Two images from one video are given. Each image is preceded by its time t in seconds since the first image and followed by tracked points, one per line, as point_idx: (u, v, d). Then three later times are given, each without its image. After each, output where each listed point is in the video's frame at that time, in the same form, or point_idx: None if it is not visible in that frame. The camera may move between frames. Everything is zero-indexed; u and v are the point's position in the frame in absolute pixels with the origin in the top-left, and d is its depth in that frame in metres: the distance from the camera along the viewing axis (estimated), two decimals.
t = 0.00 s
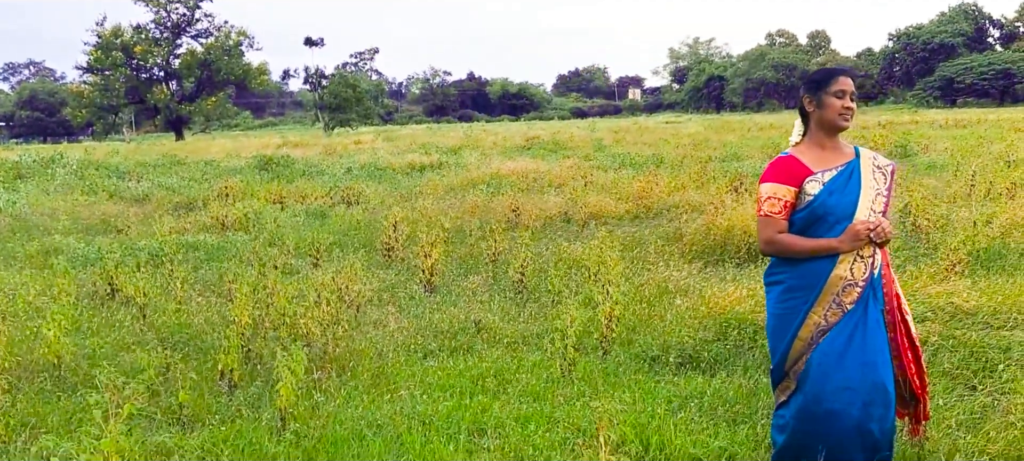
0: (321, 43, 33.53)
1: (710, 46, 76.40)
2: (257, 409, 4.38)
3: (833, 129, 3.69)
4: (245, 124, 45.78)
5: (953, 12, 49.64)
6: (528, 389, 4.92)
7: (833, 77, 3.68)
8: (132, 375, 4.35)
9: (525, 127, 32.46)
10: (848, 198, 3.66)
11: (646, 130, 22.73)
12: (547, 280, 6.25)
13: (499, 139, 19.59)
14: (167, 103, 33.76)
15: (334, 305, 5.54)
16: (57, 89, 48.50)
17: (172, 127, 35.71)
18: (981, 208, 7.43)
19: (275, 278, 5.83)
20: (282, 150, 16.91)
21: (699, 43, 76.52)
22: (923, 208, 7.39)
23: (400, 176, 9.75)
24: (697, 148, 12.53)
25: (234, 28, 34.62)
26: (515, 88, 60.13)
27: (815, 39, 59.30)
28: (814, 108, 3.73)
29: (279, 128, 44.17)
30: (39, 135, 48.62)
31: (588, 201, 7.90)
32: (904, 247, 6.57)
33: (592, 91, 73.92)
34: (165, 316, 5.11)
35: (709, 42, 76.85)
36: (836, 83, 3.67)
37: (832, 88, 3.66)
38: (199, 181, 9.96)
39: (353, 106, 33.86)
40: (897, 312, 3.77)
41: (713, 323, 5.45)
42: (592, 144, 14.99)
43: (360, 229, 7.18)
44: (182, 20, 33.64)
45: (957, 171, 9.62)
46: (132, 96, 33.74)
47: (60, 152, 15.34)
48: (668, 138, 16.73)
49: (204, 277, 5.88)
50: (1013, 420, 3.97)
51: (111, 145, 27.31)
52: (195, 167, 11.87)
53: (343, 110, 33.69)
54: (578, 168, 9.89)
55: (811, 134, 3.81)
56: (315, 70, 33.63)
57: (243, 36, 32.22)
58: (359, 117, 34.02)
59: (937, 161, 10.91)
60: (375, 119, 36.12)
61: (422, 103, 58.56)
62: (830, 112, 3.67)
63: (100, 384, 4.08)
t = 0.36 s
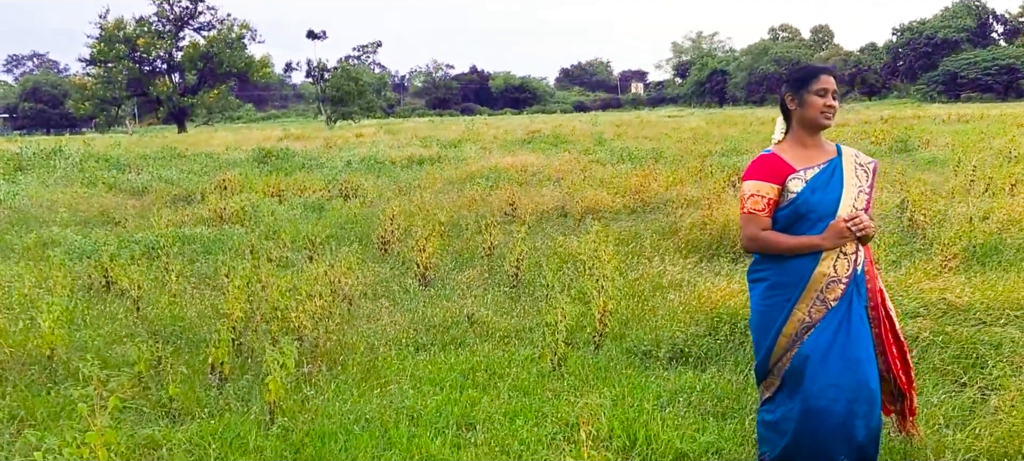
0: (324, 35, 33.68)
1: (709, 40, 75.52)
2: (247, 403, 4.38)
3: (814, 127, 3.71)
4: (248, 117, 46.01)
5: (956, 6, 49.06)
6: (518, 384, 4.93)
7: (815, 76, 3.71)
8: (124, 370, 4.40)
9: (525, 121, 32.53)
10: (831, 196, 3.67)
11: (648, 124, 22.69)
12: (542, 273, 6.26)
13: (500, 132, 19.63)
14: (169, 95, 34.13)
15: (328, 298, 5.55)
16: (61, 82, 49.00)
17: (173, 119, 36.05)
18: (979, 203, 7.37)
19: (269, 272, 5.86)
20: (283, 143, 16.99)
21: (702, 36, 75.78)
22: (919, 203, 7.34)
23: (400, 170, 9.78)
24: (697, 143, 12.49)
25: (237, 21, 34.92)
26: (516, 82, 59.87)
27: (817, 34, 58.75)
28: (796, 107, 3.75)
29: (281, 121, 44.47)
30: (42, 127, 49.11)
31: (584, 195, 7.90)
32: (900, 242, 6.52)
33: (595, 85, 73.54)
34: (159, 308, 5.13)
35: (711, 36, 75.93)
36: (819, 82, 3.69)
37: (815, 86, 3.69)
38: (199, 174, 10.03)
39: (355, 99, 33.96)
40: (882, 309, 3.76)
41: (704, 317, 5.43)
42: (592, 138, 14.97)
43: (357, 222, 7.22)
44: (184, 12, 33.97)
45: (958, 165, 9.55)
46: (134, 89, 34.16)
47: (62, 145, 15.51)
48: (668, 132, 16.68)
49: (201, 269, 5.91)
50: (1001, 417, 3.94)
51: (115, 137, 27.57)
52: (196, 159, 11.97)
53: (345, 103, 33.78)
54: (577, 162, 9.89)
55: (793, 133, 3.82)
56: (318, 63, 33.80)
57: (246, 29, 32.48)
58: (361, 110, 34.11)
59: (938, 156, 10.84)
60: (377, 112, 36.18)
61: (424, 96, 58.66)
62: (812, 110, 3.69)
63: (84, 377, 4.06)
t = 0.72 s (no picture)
0: (330, 32, 33.83)
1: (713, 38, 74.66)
2: (238, 401, 4.38)
3: (802, 127, 3.66)
4: (254, 114, 46.36)
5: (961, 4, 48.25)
6: (508, 383, 4.92)
7: (803, 76, 3.65)
8: (116, 369, 4.43)
9: (528, 118, 32.64)
10: (817, 196, 3.63)
11: (652, 121, 22.67)
12: (539, 271, 6.26)
13: (503, 129, 19.68)
14: (174, 93, 34.44)
15: (323, 297, 5.58)
16: (67, 79, 49.46)
17: (178, 117, 36.36)
18: (980, 202, 7.32)
19: (265, 270, 5.90)
20: (287, 140, 17.11)
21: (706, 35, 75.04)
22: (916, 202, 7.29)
23: (401, 168, 9.84)
24: (699, 141, 12.47)
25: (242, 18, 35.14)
26: (521, 79, 59.83)
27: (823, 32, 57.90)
28: (783, 107, 3.69)
29: (286, 117, 44.81)
30: (48, 123, 49.73)
31: (583, 193, 7.91)
32: (898, 241, 6.47)
33: (596, 83, 72.69)
34: (154, 305, 5.18)
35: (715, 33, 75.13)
36: (807, 82, 3.63)
37: (802, 87, 3.63)
38: (200, 171, 10.12)
39: (360, 97, 34.19)
40: (868, 311, 3.73)
41: (697, 316, 5.42)
42: (593, 136, 14.97)
43: (354, 219, 7.27)
44: (189, 10, 34.23)
45: (960, 164, 9.50)
46: (140, 86, 34.55)
47: (63, 142, 15.69)
48: (670, 129, 16.65)
49: (198, 267, 5.96)
50: (992, 418, 3.89)
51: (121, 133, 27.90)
52: (199, 157, 12.08)
53: (350, 100, 34.00)
54: (577, 160, 9.92)
55: (780, 133, 3.76)
56: (323, 60, 34.00)
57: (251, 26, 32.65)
58: (365, 107, 34.28)
59: (940, 155, 10.79)
60: (382, 109, 36.36)
61: (430, 93, 58.72)
62: (800, 111, 3.64)
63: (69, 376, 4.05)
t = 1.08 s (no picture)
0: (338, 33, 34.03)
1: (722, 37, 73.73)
2: (230, 405, 4.39)
3: (789, 130, 3.61)
4: (263, 115, 46.85)
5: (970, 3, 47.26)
6: (501, 386, 4.88)
7: (789, 79, 3.59)
8: (110, 373, 4.47)
9: (535, 119, 32.77)
10: (805, 199, 3.57)
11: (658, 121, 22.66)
12: (538, 273, 6.26)
13: (509, 130, 19.74)
14: (182, 95, 34.83)
15: (320, 300, 5.61)
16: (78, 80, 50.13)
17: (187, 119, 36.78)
18: (984, 204, 7.26)
19: (263, 272, 5.95)
20: (291, 141, 17.29)
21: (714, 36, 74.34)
22: (919, 204, 7.33)
23: (406, 170, 9.91)
24: (705, 142, 12.45)
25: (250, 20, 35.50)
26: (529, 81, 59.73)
27: (831, 32, 56.92)
28: (770, 110, 3.63)
29: (293, 119, 45.24)
30: (58, 124, 50.43)
31: (584, 195, 7.92)
32: (901, 245, 6.41)
33: (604, 83, 72.24)
34: (150, 307, 5.25)
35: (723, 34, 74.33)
36: (793, 85, 3.57)
37: (789, 90, 3.57)
38: (205, 173, 10.25)
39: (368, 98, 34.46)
40: (857, 314, 3.66)
41: (693, 319, 5.39)
42: (598, 137, 14.98)
43: (354, 222, 7.34)
44: (197, 12, 34.64)
45: (966, 166, 9.42)
46: (149, 87, 35.01)
47: (69, 143, 15.95)
48: (676, 130, 16.63)
49: (198, 269, 6.03)
50: (989, 424, 3.82)
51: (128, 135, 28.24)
52: (205, 159, 12.26)
53: (359, 101, 34.28)
54: (580, 163, 9.94)
55: (766, 135, 3.71)
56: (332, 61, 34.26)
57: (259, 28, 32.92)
58: (373, 108, 34.55)
59: (947, 157, 10.72)
60: (390, 111, 36.55)
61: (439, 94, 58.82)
62: (786, 114, 3.58)
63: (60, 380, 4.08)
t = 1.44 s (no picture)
0: (347, 36, 34.37)
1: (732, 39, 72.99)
2: (223, 412, 4.42)
3: (779, 134, 3.49)
4: (275, 119, 47.42)
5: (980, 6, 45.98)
6: (495, 393, 4.85)
7: (780, 82, 3.47)
8: (105, 380, 4.52)
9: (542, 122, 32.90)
10: (797, 203, 3.43)
11: (666, 124, 22.66)
12: (538, 277, 6.27)
13: (517, 134, 19.81)
14: (193, 99, 35.34)
15: (317, 305, 5.63)
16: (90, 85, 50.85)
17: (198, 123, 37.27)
18: (989, 210, 7.27)
19: (263, 278, 6.02)
20: (299, 146, 17.50)
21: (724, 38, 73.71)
22: (925, 208, 7.41)
23: (412, 175, 10.03)
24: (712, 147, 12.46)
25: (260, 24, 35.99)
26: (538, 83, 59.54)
27: (843, 35, 55.72)
28: (759, 113, 3.51)
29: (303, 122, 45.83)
30: (71, 129, 51.16)
31: (587, 200, 7.98)
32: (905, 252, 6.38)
33: (615, 87, 71.96)
34: (149, 313, 5.32)
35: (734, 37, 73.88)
36: (784, 88, 3.46)
37: (779, 93, 3.46)
38: (211, 179, 10.42)
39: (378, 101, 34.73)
40: (848, 319, 3.55)
41: (690, 325, 5.34)
42: (606, 141, 15.01)
43: (358, 226, 7.45)
44: (207, 16, 35.18)
45: (974, 171, 9.38)
46: (161, 91, 35.52)
47: (76, 148, 16.26)
48: (684, 134, 16.63)
49: (199, 274, 6.11)
50: (987, 432, 3.76)
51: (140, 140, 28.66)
52: (213, 165, 12.48)
53: (369, 104, 34.55)
54: (585, 168, 9.99)
55: (754, 139, 3.59)
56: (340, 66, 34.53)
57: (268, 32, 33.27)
58: (384, 112, 34.82)
59: (956, 160, 10.68)
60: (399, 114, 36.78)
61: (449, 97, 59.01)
62: (777, 117, 3.46)
63: (50, 387, 4.13)
